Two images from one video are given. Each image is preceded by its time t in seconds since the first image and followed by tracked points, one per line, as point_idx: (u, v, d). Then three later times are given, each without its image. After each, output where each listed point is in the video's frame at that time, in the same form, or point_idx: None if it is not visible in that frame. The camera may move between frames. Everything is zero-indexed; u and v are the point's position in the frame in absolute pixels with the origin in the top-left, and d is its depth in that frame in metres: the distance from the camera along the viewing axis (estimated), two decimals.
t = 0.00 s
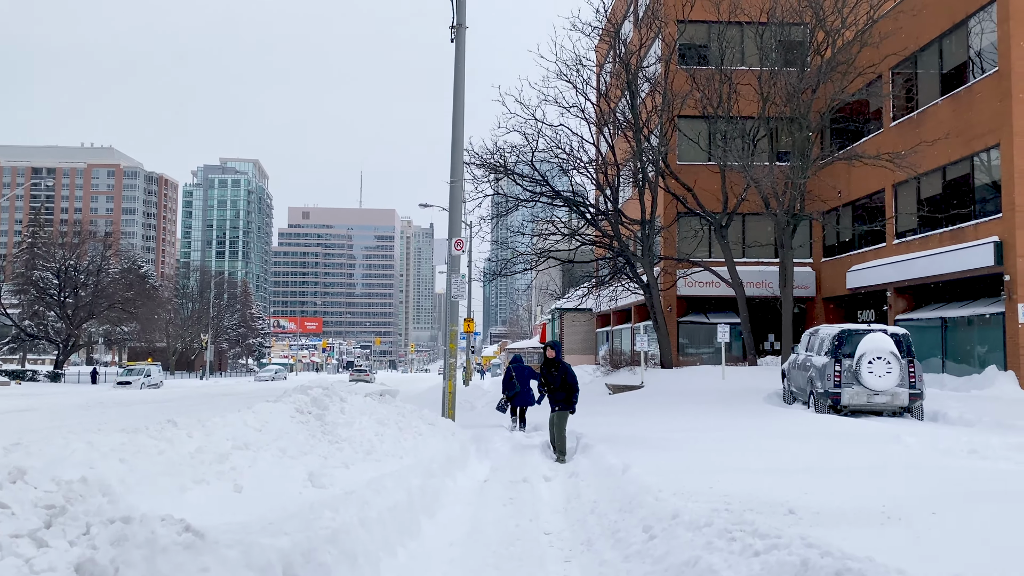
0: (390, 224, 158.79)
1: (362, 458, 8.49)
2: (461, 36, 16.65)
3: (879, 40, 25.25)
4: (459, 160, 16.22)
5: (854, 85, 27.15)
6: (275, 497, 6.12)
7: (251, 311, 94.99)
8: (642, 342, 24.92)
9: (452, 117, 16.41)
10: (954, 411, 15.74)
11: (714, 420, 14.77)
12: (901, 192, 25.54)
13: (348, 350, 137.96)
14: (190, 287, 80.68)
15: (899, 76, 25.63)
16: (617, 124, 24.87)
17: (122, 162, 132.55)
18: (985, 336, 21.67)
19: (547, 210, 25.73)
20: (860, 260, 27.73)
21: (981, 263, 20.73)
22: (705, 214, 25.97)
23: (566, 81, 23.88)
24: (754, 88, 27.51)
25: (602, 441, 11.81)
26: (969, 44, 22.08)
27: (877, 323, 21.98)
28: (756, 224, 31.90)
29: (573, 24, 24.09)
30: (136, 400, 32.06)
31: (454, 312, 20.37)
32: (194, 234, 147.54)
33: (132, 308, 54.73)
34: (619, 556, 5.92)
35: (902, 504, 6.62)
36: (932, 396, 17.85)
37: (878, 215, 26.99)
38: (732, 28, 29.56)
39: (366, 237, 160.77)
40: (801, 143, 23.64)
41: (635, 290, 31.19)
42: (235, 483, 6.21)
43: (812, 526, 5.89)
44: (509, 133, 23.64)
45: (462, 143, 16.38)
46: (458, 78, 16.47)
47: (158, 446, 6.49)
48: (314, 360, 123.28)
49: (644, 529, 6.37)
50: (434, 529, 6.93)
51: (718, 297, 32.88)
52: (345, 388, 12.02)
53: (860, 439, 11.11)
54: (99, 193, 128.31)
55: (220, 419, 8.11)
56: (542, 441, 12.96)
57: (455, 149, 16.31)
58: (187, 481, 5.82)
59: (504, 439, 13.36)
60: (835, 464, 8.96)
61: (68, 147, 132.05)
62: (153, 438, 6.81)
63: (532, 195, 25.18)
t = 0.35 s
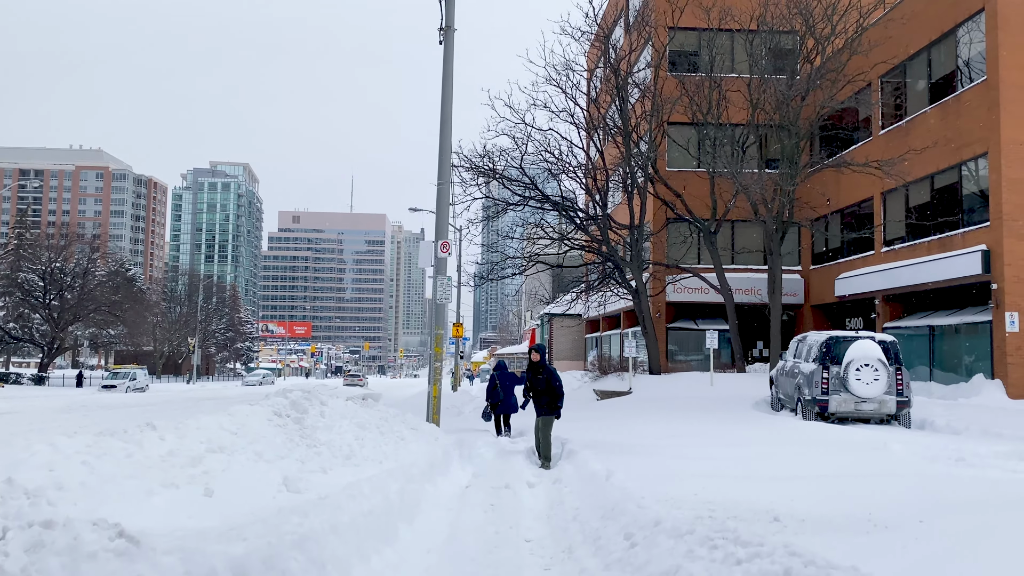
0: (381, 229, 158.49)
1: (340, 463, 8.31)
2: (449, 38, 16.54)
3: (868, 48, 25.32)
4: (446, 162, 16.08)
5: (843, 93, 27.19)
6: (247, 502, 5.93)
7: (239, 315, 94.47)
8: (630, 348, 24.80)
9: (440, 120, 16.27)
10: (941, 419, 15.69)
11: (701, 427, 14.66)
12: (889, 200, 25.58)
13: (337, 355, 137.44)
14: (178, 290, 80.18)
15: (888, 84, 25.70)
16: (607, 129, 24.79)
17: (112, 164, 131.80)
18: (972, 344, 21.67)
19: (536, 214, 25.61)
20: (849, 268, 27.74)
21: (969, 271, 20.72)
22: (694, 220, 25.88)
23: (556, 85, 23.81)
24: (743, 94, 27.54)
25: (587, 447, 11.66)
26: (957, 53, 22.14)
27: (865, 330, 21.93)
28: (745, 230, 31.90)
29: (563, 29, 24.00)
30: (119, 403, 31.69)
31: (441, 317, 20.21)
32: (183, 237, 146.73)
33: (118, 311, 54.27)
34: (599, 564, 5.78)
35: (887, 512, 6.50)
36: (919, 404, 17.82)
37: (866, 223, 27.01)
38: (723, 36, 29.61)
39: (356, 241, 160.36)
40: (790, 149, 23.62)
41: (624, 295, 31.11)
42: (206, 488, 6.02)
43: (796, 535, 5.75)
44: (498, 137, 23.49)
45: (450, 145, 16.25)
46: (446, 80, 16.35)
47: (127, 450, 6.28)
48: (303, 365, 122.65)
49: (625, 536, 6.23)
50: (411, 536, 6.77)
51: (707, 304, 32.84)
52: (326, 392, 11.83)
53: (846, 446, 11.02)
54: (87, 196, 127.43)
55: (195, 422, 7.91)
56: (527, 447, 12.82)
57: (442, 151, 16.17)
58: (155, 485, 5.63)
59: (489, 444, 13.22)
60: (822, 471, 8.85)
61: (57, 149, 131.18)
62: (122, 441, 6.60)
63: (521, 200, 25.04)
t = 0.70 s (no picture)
0: (374, 232, 158.06)
1: (322, 470, 8.10)
2: (440, 38, 16.36)
3: (863, 54, 25.27)
4: (436, 164, 15.90)
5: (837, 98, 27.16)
6: (220, 512, 5.71)
7: (230, 317, 93.95)
8: (622, 353, 24.62)
9: (430, 121, 16.08)
10: (934, 427, 15.56)
11: (692, 434, 14.50)
12: (882, 206, 25.53)
13: (328, 358, 136.95)
14: (169, 292, 79.72)
15: (883, 89, 25.67)
16: (600, 132, 24.64)
17: (103, 165, 131.11)
18: (963, 352, 21.60)
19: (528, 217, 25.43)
20: (841, 274, 27.66)
21: (961, 277, 20.63)
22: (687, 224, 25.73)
23: (548, 88, 23.66)
24: (736, 99, 27.45)
25: (576, 454, 11.47)
26: (951, 60, 22.10)
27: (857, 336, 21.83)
28: (738, 236, 31.82)
29: (556, 31, 23.82)
30: (105, 404, 31.34)
31: (431, 321, 20.00)
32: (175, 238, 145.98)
33: (107, 313, 53.89)
34: None
35: (881, 526, 6.32)
36: (911, 412, 17.70)
37: (860, 229, 26.96)
38: (716, 40, 29.54)
39: (348, 244, 159.88)
40: (783, 155, 23.52)
41: (616, 300, 30.96)
42: (178, 497, 5.80)
43: (786, 550, 5.57)
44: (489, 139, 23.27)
45: (440, 147, 16.07)
46: (436, 81, 16.18)
47: (98, 456, 6.05)
48: (294, 368, 122.11)
49: (610, 550, 6.04)
50: (391, 547, 6.56)
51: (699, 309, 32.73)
52: (311, 397, 11.62)
53: (839, 454, 10.86)
54: (78, 196, 126.65)
55: (172, 427, 7.68)
56: (515, 454, 12.62)
57: (432, 153, 15.98)
58: (123, 494, 5.40)
59: (476, 450, 13.02)
60: (814, 482, 8.69)
61: (48, 149, 130.47)
62: (95, 447, 6.37)
63: (512, 203, 24.85)
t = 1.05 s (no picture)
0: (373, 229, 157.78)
1: (313, 469, 7.94)
2: (436, 31, 16.17)
3: (863, 48, 25.07)
4: (432, 159, 15.72)
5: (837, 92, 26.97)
6: (204, 512, 5.53)
7: (229, 315, 93.78)
8: (620, 349, 24.45)
9: (426, 115, 15.90)
10: (935, 424, 15.40)
11: (691, 431, 14.35)
12: (882, 201, 25.37)
13: (327, 355, 136.82)
14: (168, 289, 79.55)
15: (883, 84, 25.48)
16: (599, 128, 24.45)
17: (102, 162, 130.88)
18: (963, 348, 21.43)
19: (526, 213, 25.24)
20: (841, 270, 27.50)
21: (962, 273, 20.46)
22: (686, 220, 25.54)
23: (547, 83, 23.47)
24: (736, 94, 27.25)
25: (572, 452, 11.31)
26: (952, 54, 21.92)
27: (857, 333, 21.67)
28: (737, 232, 31.66)
29: (553, 25, 23.61)
30: (102, 401, 31.15)
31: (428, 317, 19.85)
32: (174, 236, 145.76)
33: (106, 310, 53.69)
34: None
35: (884, 525, 6.16)
36: (912, 408, 17.55)
37: (860, 224, 26.79)
38: (716, 35, 29.33)
39: (348, 241, 159.63)
40: (782, 150, 23.33)
41: (615, 297, 30.79)
42: (162, 497, 5.62)
43: (787, 551, 5.41)
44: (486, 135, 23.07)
45: (436, 141, 15.89)
46: (432, 75, 15.99)
47: (80, 455, 5.88)
48: (293, 365, 121.95)
49: (607, 551, 5.88)
50: (382, 548, 6.41)
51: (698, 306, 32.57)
52: (304, 394, 11.47)
53: (840, 452, 10.70)
54: (76, 193, 126.45)
55: (159, 425, 7.50)
56: (511, 451, 12.46)
57: (428, 147, 15.81)
58: (104, 493, 5.23)
59: (473, 448, 12.85)
60: (814, 479, 8.53)
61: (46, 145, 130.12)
62: (77, 446, 6.20)
63: (510, 198, 24.64)
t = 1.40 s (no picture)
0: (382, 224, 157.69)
1: (318, 467, 7.73)
2: (442, 20, 15.87)
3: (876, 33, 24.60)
4: (439, 150, 15.46)
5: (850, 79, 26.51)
6: (203, 515, 5.33)
7: (239, 310, 93.89)
8: (631, 342, 24.16)
9: (432, 106, 15.64)
10: (954, 416, 15.09)
11: (704, 425, 14.08)
12: (897, 189, 24.95)
13: (337, 349, 136.91)
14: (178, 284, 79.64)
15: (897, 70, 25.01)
16: (608, 118, 24.11)
17: (112, 158, 131.17)
18: (980, 338, 21.04)
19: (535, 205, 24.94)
20: (855, 260, 27.10)
21: (980, 262, 20.06)
22: (697, 211, 25.19)
23: (555, 73, 23.14)
24: (747, 82, 26.83)
25: (584, 447, 11.07)
26: (967, 39, 21.46)
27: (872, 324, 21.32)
28: (748, 222, 31.29)
29: (561, 13, 23.25)
30: (111, 397, 31.06)
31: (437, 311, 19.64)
32: (184, 231, 146.09)
33: (116, 306, 53.64)
34: None
35: (912, 525, 5.90)
36: (930, 400, 17.21)
37: (874, 213, 26.38)
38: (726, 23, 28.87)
39: (357, 236, 159.57)
40: (795, 138, 22.94)
41: (625, 289, 30.48)
42: (159, 499, 5.42)
43: (812, 555, 5.15)
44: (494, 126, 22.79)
45: (442, 133, 15.62)
46: (438, 64, 15.71)
47: (75, 455, 5.67)
48: (303, 359, 122.15)
49: (621, 554, 5.64)
50: (387, 550, 6.19)
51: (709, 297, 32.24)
52: (310, 390, 11.27)
53: (858, 446, 10.42)
54: (86, 190, 126.84)
55: (158, 423, 7.30)
56: (521, 446, 12.22)
57: (434, 138, 15.54)
58: (99, 496, 5.03)
59: (482, 443, 12.62)
60: (833, 475, 8.28)
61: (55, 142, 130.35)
62: (72, 446, 5.99)
63: (518, 190, 24.37)
